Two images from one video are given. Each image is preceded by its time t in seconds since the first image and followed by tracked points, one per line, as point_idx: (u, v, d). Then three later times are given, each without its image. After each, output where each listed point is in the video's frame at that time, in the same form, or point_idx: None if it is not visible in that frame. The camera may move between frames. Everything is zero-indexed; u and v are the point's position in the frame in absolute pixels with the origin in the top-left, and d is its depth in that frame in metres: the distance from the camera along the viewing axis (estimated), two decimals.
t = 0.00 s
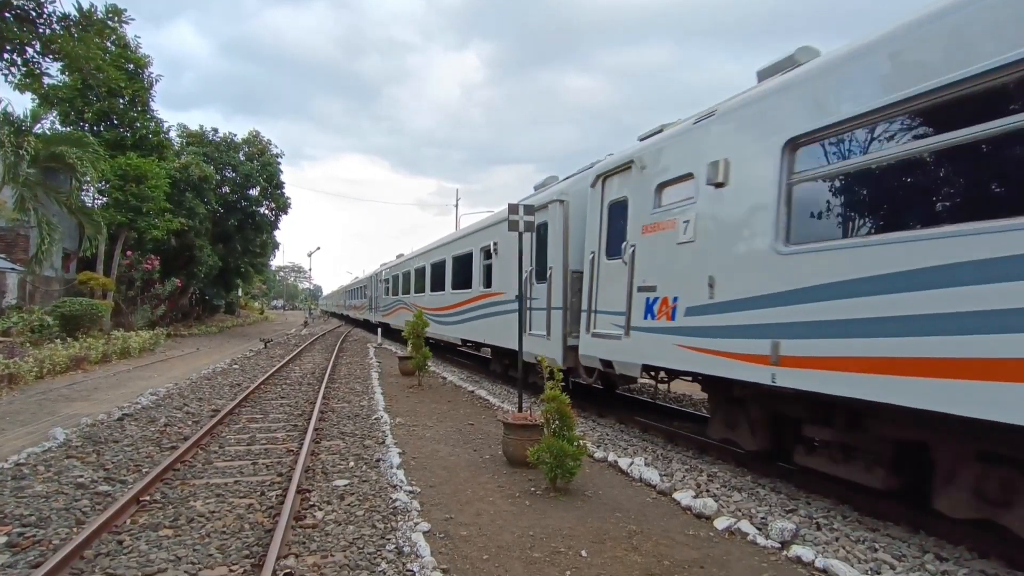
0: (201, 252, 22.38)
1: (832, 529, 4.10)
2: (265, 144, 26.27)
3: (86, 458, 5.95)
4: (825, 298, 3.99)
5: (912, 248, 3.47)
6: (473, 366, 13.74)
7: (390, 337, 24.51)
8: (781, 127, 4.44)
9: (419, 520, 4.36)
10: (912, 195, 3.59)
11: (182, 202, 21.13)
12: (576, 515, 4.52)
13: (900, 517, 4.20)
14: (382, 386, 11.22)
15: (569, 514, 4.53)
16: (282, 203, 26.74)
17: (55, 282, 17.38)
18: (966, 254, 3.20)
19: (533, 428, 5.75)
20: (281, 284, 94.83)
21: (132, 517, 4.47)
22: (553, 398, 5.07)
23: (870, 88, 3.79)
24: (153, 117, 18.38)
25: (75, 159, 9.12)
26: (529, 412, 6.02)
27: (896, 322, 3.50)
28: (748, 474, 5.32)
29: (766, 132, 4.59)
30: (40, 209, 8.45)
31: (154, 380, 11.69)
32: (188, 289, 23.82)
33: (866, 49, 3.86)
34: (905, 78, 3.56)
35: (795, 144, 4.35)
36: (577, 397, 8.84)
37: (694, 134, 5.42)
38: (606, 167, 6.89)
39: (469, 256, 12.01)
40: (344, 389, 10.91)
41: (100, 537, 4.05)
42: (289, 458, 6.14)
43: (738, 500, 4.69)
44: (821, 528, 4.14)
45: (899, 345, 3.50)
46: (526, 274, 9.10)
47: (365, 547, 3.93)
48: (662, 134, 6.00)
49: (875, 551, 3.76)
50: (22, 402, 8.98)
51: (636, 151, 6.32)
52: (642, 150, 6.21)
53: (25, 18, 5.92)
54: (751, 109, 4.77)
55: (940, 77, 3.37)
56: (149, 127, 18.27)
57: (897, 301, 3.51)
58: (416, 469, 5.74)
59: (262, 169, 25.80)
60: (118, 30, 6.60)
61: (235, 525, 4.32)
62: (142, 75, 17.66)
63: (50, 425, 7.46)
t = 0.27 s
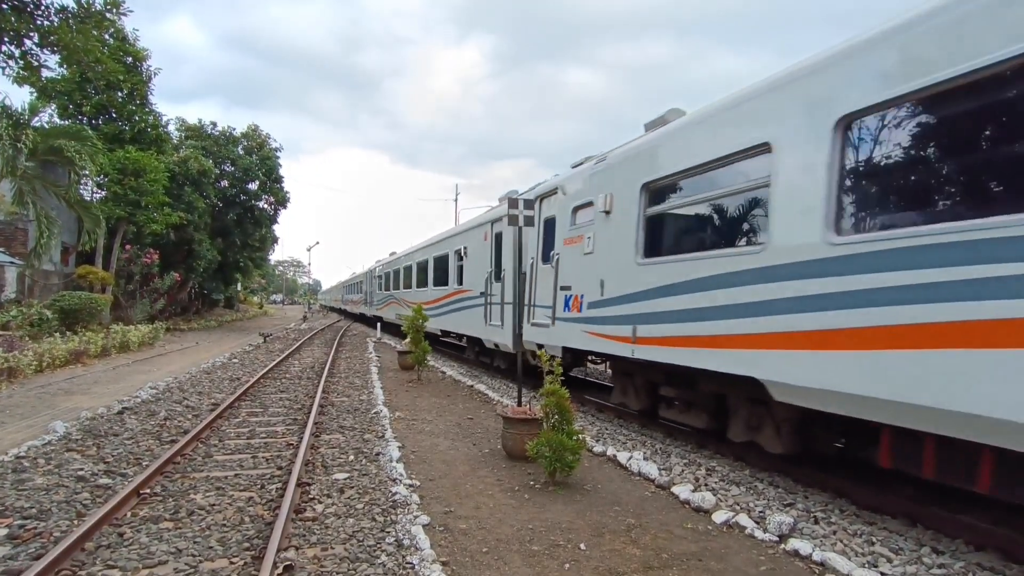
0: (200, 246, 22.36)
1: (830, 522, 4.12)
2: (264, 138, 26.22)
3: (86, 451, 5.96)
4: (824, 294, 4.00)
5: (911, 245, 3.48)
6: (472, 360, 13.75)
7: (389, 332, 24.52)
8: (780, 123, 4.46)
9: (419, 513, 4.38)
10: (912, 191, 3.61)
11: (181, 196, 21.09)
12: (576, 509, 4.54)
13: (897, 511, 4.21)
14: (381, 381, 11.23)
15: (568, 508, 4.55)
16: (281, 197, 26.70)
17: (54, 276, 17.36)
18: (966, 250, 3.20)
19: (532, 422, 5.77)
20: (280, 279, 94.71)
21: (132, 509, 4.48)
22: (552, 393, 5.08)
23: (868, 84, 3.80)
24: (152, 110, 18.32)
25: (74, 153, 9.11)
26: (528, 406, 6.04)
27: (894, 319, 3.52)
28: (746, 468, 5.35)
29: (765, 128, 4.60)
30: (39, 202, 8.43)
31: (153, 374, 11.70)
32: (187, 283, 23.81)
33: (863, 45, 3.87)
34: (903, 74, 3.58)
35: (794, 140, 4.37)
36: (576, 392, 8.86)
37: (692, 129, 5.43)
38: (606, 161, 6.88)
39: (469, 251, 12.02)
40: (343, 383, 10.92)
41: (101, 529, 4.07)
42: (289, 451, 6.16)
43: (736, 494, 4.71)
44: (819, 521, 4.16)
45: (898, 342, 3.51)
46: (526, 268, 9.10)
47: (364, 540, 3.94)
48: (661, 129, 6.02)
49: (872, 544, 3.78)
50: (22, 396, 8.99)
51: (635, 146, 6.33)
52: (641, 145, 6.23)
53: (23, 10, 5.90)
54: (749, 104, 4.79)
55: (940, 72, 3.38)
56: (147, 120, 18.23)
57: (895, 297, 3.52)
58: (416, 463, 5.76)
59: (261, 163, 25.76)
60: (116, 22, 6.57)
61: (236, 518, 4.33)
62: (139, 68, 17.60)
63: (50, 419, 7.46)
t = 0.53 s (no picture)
0: (200, 243, 22.36)
1: (828, 520, 4.13)
2: (264, 135, 26.21)
3: (86, 448, 5.97)
4: (824, 293, 4.01)
5: (912, 244, 3.49)
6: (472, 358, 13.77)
7: (389, 329, 24.53)
8: (779, 121, 4.46)
9: (418, 510, 4.39)
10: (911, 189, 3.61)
11: (180, 193, 21.08)
12: (575, 505, 4.55)
13: (895, 508, 4.22)
14: (381, 378, 11.24)
15: (567, 505, 4.56)
16: (281, 194, 26.70)
17: (53, 273, 17.36)
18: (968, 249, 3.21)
19: (532, 419, 5.78)
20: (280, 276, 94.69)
21: (132, 506, 4.49)
22: (552, 390, 5.09)
23: (869, 81, 3.80)
24: (152, 107, 18.30)
25: (74, 150, 9.10)
26: (527, 404, 6.04)
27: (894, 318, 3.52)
28: (745, 466, 5.36)
29: (765, 125, 4.60)
30: (39, 199, 8.43)
31: (153, 371, 11.70)
32: (187, 280, 23.80)
33: (864, 43, 3.87)
34: (904, 71, 3.58)
35: (794, 137, 4.37)
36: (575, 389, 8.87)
37: (692, 127, 5.44)
38: (606, 159, 6.88)
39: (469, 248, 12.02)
40: (343, 380, 10.93)
41: (101, 525, 4.08)
42: (289, 448, 6.17)
43: (735, 491, 4.72)
44: (817, 519, 4.17)
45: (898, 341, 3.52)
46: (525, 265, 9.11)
47: (364, 537, 3.95)
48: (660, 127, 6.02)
49: (870, 541, 3.79)
50: (22, 392, 9.01)
51: (635, 144, 6.33)
52: (641, 143, 6.23)
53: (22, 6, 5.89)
54: (749, 102, 4.79)
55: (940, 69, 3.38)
56: (147, 117, 18.20)
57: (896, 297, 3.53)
58: (416, 460, 5.77)
59: (261, 160, 25.75)
60: (116, 19, 6.56)
61: (235, 515, 4.34)
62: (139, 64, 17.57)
63: (50, 415, 7.47)
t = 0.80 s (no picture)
0: (200, 243, 22.36)
1: (827, 519, 4.14)
2: (264, 135, 26.23)
3: (86, 448, 5.98)
4: (824, 294, 4.03)
5: (911, 245, 3.50)
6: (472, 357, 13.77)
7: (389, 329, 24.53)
8: (779, 118, 4.47)
9: (418, 509, 4.40)
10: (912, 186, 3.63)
11: (180, 193, 21.08)
12: (574, 505, 4.56)
13: (894, 507, 4.23)
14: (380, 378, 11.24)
15: (566, 504, 4.57)
16: (281, 194, 26.71)
17: (53, 273, 17.36)
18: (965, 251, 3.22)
19: (531, 419, 5.78)
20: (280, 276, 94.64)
21: (133, 505, 4.50)
22: (551, 390, 5.09)
23: (868, 80, 3.82)
24: (152, 107, 18.30)
25: (74, 150, 9.11)
26: (527, 403, 6.05)
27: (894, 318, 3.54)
28: (744, 465, 5.37)
29: (764, 122, 4.61)
30: (39, 199, 8.43)
31: (153, 370, 11.71)
32: (187, 280, 23.81)
33: (864, 43, 3.88)
34: (904, 69, 3.59)
35: (793, 137, 4.38)
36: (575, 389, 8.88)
37: (691, 126, 5.45)
38: (606, 158, 6.88)
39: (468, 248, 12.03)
40: (343, 380, 10.94)
41: (101, 524, 4.08)
42: (289, 448, 6.18)
43: (734, 490, 4.73)
44: (816, 518, 4.18)
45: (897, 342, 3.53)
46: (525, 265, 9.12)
47: (364, 536, 3.96)
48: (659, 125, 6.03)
49: (869, 540, 3.80)
50: (22, 392, 9.01)
51: (634, 143, 6.35)
52: (640, 142, 6.25)
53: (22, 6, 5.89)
54: (748, 101, 4.81)
55: (942, 67, 3.39)
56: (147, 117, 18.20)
57: (895, 297, 3.54)
58: (415, 460, 5.78)
59: (261, 160, 25.77)
60: (116, 19, 6.57)
61: (236, 514, 4.35)
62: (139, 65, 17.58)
63: (50, 415, 7.48)
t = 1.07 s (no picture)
0: (200, 244, 22.37)
1: (825, 519, 4.14)
2: (264, 135, 26.24)
3: (86, 448, 5.98)
4: (823, 295, 4.02)
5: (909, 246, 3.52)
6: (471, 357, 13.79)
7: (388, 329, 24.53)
8: (779, 118, 4.47)
9: (417, 509, 4.40)
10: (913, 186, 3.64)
11: (180, 193, 21.08)
12: (573, 505, 4.57)
13: (891, 506, 4.24)
14: (380, 378, 11.25)
15: (565, 504, 4.57)
16: (281, 194, 26.71)
17: (53, 273, 17.37)
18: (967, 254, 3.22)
19: (530, 419, 5.79)
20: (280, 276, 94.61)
21: (132, 505, 4.51)
22: (550, 389, 5.10)
23: (868, 80, 3.82)
24: (152, 107, 18.31)
25: (73, 150, 9.12)
26: (526, 403, 6.06)
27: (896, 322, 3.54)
28: (743, 465, 5.38)
29: (764, 122, 4.62)
30: (39, 200, 8.43)
31: (153, 370, 11.71)
32: (187, 280, 23.81)
33: (863, 43, 3.89)
34: (903, 70, 3.60)
35: (793, 137, 4.40)
36: (574, 388, 8.89)
37: (690, 127, 5.47)
38: (606, 158, 6.90)
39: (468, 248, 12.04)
40: (342, 380, 10.95)
41: (101, 524, 4.09)
42: (289, 448, 6.18)
43: (733, 490, 4.74)
44: (814, 517, 4.19)
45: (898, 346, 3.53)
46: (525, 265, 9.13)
47: (363, 535, 3.97)
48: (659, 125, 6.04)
49: (867, 539, 3.81)
50: (22, 392, 9.02)
51: (634, 143, 6.35)
52: (640, 141, 6.26)
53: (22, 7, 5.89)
54: (748, 101, 4.81)
55: (942, 68, 3.40)
56: (146, 117, 18.20)
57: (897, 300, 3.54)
58: (415, 459, 5.79)
59: (261, 160, 25.79)
60: (115, 20, 6.57)
61: (235, 514, 4.36)
62: (138, 65, 17.59)
63: (50, 415, 7.49)
